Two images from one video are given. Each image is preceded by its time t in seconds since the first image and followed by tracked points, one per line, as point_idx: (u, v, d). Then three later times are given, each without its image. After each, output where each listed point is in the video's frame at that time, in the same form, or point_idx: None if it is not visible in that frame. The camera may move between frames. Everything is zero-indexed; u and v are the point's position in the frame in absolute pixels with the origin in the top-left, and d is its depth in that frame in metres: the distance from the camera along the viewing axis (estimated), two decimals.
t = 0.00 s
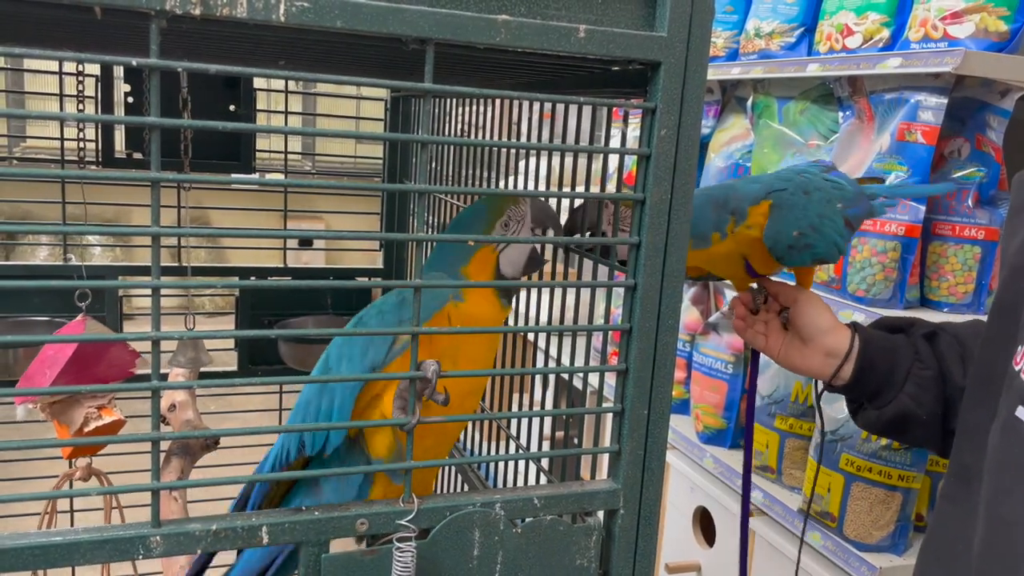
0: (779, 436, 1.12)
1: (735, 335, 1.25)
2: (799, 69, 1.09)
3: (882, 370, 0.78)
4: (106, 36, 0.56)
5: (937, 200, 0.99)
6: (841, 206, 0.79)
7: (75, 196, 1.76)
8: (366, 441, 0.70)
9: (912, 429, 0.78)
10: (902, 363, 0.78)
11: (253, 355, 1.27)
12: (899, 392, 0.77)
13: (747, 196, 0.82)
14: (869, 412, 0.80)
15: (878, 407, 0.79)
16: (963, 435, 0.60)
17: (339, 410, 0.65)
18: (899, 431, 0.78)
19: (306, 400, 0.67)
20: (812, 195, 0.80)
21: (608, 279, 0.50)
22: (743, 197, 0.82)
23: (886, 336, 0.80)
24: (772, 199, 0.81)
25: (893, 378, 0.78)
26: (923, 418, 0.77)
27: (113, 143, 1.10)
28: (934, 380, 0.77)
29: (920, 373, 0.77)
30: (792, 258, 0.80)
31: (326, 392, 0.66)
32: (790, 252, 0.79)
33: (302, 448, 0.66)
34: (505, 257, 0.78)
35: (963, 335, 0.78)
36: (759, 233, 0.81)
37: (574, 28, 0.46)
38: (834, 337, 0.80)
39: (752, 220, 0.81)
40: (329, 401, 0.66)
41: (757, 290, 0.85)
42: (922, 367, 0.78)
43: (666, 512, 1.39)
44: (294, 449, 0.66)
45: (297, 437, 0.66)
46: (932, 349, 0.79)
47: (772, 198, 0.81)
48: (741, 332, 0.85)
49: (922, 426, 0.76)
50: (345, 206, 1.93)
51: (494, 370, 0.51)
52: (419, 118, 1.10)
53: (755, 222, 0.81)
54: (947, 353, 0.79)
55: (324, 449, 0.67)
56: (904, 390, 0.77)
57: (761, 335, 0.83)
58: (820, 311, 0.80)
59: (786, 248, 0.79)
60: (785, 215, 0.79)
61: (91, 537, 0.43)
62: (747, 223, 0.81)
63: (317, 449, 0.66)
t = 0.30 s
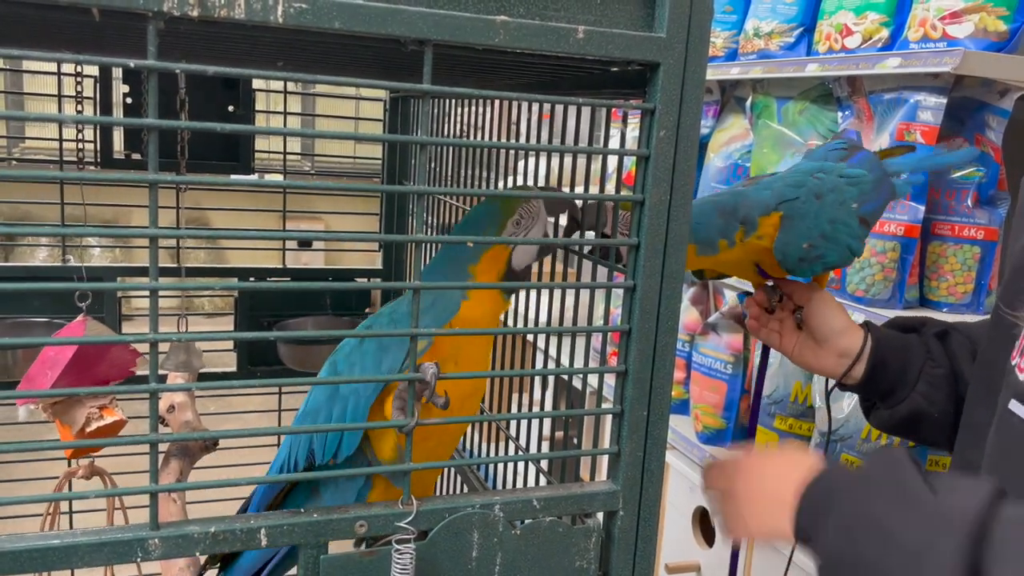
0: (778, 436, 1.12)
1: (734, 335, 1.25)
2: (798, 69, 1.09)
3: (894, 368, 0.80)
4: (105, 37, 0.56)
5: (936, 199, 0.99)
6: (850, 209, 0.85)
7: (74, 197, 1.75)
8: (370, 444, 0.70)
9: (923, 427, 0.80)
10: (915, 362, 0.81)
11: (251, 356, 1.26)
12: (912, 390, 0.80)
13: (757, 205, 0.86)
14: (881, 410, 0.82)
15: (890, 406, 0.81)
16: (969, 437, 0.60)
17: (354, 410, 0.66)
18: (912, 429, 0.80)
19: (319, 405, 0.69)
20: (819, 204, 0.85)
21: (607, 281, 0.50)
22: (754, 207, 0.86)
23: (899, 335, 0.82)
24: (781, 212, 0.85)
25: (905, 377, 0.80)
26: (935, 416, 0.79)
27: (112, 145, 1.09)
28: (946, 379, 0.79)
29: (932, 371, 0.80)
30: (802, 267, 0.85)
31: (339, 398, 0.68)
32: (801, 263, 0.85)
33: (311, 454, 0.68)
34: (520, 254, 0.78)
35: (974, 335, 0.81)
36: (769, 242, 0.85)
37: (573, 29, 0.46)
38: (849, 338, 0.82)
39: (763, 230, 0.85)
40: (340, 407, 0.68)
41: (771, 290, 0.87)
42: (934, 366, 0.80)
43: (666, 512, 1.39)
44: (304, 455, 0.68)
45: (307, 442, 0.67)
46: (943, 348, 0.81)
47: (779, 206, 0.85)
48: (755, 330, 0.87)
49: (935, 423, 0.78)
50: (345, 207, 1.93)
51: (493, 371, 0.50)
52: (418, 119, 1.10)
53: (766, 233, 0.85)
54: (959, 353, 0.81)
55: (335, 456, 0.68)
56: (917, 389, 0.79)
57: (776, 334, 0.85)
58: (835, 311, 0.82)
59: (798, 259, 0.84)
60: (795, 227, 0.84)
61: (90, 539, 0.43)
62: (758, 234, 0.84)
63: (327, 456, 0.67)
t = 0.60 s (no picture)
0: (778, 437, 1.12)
1: (734, 335, 1.25)
2: (797, 68, 1.09)
3: (915, 368, 0.80)
4: (104, 39, 0.56)
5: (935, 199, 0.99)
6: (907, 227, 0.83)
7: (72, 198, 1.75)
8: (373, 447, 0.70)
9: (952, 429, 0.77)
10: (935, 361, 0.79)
11: (251, 357, 1.26)
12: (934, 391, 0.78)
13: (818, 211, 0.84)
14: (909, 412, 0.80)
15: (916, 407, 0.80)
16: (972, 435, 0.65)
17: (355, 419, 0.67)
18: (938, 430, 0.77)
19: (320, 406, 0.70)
20: (880, 219, 0.83)
21: (608, 282, 0.50)
22: (815, 213, 0.84)
23: (922, 337, 0.81)
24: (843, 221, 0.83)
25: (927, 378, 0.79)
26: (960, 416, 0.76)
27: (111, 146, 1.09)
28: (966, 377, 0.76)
29: (952, 370, 0.77)
30: (851, 276, 0.84)
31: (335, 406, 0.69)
32: (848, 273, 0.83)
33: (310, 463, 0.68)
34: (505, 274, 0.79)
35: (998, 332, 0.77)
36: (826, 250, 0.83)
37: (573, 30, 0.46)
38: (874, 341, 0.82)
39: (821, 237, 0.83)
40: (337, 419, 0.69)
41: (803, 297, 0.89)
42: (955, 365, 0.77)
43: (666, 512, 1.39)
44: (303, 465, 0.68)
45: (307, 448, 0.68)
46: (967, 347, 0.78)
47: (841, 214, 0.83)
48: (786, 336, 0.89)
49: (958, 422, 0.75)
50: (343, 208, 1.93)
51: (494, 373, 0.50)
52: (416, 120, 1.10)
53: (825, 240, 0.83)
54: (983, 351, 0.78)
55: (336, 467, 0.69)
56: (937, 389, 0.77)
57: (806, 338, 0.87)
58: (861, 316, 0.83)
59: (847, 269, 0.83)
60: (853, 238, 0.82)
61: (91, 543, 0.43)
62: (816, 241, 0.83)
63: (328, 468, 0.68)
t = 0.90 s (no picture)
0: (776, 434, 1.12)
1: (731, 334, 1.25)
2: (794, 66, 1.09)
3: (919, 357, 0.79)
4: (100, 39, 0.55)
5: (932, 197, 0.99)
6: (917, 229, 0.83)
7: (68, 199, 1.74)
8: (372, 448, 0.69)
9: (948, 416, 0.79)
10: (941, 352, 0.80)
11: (248, 358, 1.25)
12: (935, 378, 0.79)
13: (838, 187, 0.86)
14: (909, 398, 0.81)
15: (916, 393, 0.80)
16: (965, 418, 0.65)
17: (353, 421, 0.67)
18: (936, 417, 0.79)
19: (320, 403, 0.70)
20: (895, 203, 0.83)
21: (607, 280, 0.49)
22: (834, 186, 0.86)
23: (926, 326, 0.81)
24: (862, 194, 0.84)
25: (929, 365, 0.79)
26: (957, 404, 0.78)
27: (107, 147, 1.08)
28: (968, 367, 0.78)
29: (954, 360, 0.79)
30: (858, 249, 0.82)
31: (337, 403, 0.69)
32: (859, 243, 0.82)
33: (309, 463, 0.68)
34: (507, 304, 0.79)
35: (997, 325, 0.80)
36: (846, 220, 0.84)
37: (571, 28, 0.46)
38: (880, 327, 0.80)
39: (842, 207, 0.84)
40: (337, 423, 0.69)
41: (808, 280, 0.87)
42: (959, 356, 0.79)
43: (664, 511, 1.39)
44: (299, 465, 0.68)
45: (305, 447, 0.68)
46: (968, 338, 0.80)
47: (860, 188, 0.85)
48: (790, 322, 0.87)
49: (956, 410, 0.77)
50: (341, 208, 1.93)
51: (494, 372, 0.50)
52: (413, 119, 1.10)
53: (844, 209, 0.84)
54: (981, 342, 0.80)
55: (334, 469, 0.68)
56: (939, 376, 0.79)
57: (809, 324, 0.84)
58: (864, 302, 0.80)
59: (860, 238, 0.82)
60: (870, 206, 0.82)
61: (90, 544, 0.43)
62: (836, 208, 0.84)
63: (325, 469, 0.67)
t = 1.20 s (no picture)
0: (771, 432, 1.12)
1: (726, 332, 1.25)
2: (787, 65, 1.09)
3: (902, 366, 0.78)
4: (89, 39, 0.55)
5: (925, 194, 1.00)
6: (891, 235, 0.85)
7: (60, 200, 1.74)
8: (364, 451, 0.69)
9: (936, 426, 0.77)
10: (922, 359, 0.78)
11: (242, 359, 1.25)
12: (920, 387, 0.78)
13: (813, 185, 0.88)
14: (892, 409, 0.80)
15: (901, 403, 0.79)
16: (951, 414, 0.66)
17: (345, 416, 0.67)
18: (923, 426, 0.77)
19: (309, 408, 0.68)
20: (868, 207, 0.85)
21: (600, 279, 0.49)
22: (809, 184, 0.88)
23: (905, 335, 0.80)
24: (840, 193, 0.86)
25: (914, 374, 0.78)
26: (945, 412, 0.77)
27: (98, 148, 1.08)
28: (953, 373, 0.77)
29: (938, 367, 0.77)
30: (833, 245, 0.84)
31: (327, 401, 0.68)
32: (833, 238, 0.84)
33: (299, 456, 0.67)
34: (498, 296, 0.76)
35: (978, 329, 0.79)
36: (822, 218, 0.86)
37: (563, 27, 0.46)
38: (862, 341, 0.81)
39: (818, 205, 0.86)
40: (329, 411, 0.67)
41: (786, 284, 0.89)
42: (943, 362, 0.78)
43: (660, 509, 1.39)
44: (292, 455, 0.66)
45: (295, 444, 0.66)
46: (950, 344, 0.78)
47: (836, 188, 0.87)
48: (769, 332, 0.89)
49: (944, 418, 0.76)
50: (336, 208, 1.92)
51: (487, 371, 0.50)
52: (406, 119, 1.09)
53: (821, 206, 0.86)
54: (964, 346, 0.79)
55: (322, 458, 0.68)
56: (924, 385, 0.77)
57: (788, 333, 0.86)
58: (845, 313, 0.82)
59: (834, 234, 0.83)
60: (845, 205, 0.84)
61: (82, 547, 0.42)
62: (813, 204, 0.86)
63: (314, 458, 0.67)
